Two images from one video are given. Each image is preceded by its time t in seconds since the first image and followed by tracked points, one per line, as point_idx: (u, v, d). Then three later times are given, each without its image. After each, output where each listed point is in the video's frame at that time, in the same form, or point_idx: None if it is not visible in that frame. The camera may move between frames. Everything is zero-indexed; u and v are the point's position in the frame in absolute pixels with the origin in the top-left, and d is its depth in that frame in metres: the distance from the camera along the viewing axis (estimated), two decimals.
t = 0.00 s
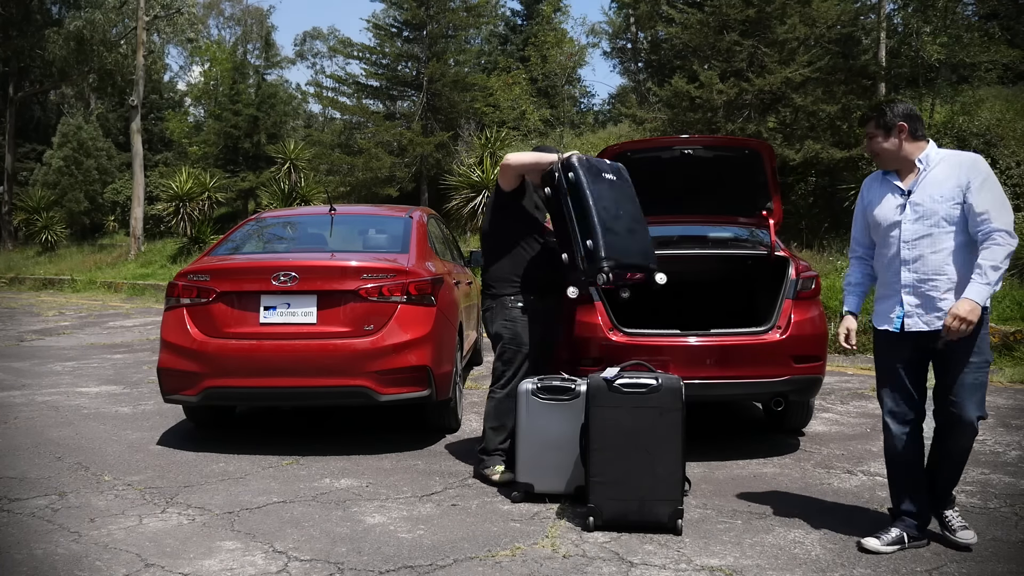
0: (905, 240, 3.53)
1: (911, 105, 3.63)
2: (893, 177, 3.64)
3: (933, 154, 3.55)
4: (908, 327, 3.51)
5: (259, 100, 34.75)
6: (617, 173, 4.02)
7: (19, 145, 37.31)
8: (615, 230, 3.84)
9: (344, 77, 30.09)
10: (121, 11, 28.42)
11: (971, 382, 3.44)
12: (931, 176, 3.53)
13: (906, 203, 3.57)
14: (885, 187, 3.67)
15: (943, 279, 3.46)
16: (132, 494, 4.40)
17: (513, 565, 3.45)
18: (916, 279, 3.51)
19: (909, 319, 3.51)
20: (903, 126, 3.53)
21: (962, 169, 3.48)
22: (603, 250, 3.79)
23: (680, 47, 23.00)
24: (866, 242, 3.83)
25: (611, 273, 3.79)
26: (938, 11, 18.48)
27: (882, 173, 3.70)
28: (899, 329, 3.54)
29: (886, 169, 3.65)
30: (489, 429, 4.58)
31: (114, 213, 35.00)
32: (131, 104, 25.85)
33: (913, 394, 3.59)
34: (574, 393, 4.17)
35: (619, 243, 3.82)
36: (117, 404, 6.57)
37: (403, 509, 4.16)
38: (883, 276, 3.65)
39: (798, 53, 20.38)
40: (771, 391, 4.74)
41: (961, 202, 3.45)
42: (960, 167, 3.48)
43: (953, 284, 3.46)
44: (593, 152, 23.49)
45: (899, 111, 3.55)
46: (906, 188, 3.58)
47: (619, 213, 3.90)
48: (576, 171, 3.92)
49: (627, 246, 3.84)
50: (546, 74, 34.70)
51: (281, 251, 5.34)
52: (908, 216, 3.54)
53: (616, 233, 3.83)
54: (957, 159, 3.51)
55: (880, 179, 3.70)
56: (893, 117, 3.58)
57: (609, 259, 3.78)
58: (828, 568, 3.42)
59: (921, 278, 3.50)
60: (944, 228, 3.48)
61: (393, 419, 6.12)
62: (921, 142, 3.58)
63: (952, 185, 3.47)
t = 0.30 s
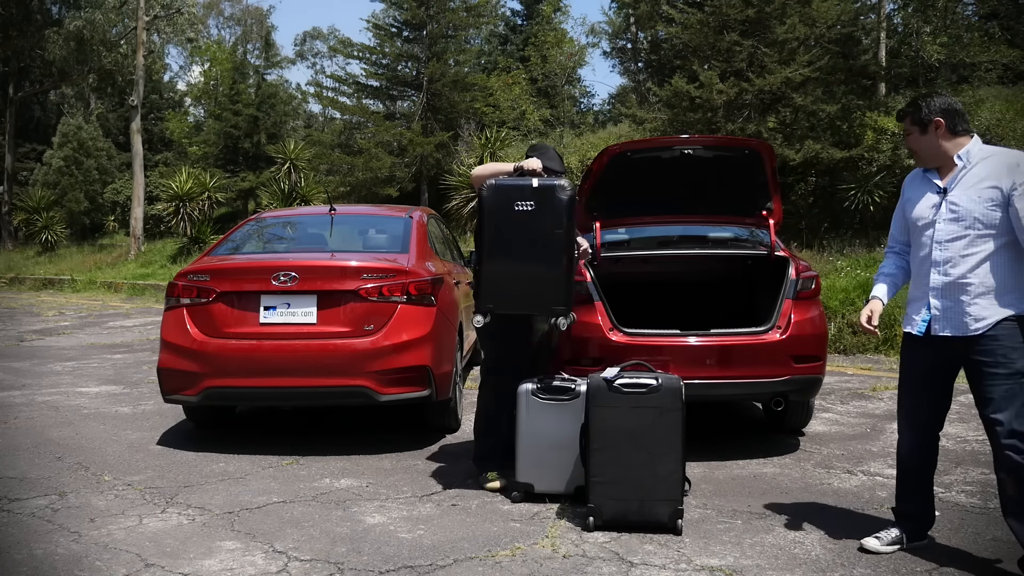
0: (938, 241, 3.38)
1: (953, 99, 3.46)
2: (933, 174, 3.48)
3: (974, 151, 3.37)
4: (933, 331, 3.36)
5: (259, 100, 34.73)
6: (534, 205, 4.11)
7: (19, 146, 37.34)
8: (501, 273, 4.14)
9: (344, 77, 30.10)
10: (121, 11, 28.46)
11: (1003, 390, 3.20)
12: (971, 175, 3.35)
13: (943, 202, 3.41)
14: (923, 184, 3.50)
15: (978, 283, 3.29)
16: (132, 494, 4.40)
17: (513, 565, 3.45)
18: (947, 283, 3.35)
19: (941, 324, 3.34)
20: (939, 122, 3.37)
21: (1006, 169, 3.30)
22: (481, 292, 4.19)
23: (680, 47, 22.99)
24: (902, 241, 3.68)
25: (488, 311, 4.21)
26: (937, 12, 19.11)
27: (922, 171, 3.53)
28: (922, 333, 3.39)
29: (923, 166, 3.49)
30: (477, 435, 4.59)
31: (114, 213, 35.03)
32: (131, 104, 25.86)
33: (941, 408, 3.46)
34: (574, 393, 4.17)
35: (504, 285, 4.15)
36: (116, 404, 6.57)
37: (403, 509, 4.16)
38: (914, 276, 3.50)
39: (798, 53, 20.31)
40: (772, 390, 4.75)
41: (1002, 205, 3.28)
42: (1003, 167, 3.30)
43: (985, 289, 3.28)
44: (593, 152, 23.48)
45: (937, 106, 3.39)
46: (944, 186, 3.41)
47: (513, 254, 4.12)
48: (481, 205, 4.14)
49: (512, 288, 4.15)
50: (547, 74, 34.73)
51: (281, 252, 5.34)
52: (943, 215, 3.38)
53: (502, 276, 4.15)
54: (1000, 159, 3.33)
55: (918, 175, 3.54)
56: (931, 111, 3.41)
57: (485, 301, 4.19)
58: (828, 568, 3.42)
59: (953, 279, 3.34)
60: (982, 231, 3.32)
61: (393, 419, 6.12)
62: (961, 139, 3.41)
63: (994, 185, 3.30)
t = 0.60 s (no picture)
0: (971, 238, 3.32)
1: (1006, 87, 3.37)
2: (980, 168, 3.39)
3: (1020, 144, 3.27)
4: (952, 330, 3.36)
5: (259, 100, 34.74)
6: (474, 275, 4.11)
7: (19, 145, 37.37)
8: (426, 331, 4.19)
9: (344, 77, 30.11)
10: (121, 11, 28.51)
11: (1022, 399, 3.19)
12: (1014, 171, 3.25)
13: (982, 198, 3.33)
14: (968, 174, 3.44)
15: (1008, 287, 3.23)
16: (132, 494, 4.40)
17: (513, 565, 3.45)
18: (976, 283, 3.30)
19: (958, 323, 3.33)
20: (986, 112, 3.31)
21: None
22: (406, 344, 4.25)
23: (679, 46, 22.97)
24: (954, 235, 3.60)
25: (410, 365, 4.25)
26: (938, 11, 17.48)
27: (972, 164, 3.44)
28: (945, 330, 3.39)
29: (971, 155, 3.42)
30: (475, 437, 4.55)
31: (114, 213, 35.05)
32: (131, 104, 25.85)
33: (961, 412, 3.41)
34: (574, 393, 4.17)
35: (427, 345, 4.19)
36: (116, 404, 6.57)
37: (404, 509, 4.17)
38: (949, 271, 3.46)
39: (798, 53, 20.42)
40: (775, 389, 4.75)
41: None
42: None
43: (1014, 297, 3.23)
44: (593, 152, 23.48)
45: (984, 96, 3.31)
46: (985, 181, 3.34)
47: (442, 318, 4.16)
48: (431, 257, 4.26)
49: (436, 348, 4.17)
50: (547, 74, 34.75)
51: (282, 252, 5.34)
52: (978, 211, 3.32)
53: (429, 333, 4.19)
54: None
55: (965, 165, 3.47)
56: (978, 101, 3.34)
57: (408, 354, 4.25)
58: (828, 568, 3.42)
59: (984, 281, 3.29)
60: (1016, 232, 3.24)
61: (393, 419, 6.13)
62: (1011, 133, 3.31)
63: None
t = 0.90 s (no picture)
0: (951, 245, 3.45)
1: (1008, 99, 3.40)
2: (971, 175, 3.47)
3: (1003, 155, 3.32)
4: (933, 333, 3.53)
5: (259, 100, 34.75)
6: (469, 357, 3.97)
7: (19, 145, 37.40)
8: (419, 416, 4.02)
9: (344, 77, 30.09)
10: (121, 11, 28.51)
11: (992, 398, 3.29)
12: (993, 181, 3.31)
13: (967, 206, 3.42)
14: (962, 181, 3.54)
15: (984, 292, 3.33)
16: (132, 494, 4.40)
17: (513, 565, 3.44)
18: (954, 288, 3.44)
19: (937, 324, 3.49)
20: (975, 121, 3.39)
21: None
22: (398, 429, 4.07)
23: (680, 46, 22.94)
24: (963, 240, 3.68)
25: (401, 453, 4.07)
26: (938, 11, 17.38)
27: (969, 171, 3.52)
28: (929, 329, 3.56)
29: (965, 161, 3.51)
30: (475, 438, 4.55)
31: (114, 213, 35.07)
32: (131, 104, 25.85)
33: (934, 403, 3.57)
34: (574, 393, 4.17)
35: (420, 430, 4.02)
36: (116, 404, 6.56)
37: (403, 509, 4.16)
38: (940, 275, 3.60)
39: (798, 53, 20.45)
40: (775, 389, 4.75)
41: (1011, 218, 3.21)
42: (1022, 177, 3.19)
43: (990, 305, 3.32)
44: (593, 152, 23.49)
45: (971, 106, 3.40)
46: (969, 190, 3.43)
47: (436, 402, 4.00)
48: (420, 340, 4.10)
49: (430, 434, 4.00)
50: (547, 74, 34.77)
51: (281, 252, 5.35)
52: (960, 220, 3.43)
53: (421, 419, 4.02)
54: None
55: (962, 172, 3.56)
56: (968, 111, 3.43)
57: (399, 440, 4.06)
58: (828, 568, 3.42)
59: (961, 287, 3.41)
60: (992, 240, 3.31)
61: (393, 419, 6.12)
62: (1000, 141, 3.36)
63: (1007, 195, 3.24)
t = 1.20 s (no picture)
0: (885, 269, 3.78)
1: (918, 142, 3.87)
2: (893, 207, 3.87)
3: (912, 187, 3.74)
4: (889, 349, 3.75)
5: (259, 100, 34.77)
6: (508, 396, 3.85)
7: (19, 145, 37.42)
8: (471, 465, 3.89)
9: (344, 77, 30.08)
10: (121, 11, 28.52)
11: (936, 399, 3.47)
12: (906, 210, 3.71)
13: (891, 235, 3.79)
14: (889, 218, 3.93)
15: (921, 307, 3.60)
16: (132, 494, 4.40)
17: (512, 565, 3.45)
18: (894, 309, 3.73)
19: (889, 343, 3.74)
20: (889, 160, 3.84)
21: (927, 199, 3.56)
22: (453, 484, 3.92)
23: (680, 46, 22.91)
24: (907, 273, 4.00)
25: (462, 504, 3.94)
26: (938, 11, 17.34)
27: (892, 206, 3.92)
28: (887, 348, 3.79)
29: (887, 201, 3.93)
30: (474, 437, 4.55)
31: (114, 213, 35.09)
32: (131, 104, 25.85)
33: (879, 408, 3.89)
34: (574, 393, 4.17)
35: (477, 479, 3.90)
36: (116, 404, 6.57)
37: (403, 509, 4.16)
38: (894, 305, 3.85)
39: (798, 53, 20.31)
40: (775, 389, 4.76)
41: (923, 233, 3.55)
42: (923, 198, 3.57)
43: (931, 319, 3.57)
44: (593, 152, 23.48)
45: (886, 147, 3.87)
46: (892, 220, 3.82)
47: (487, 448, 3.88)
48: (450, 392, 3.90)
49: (488, 482, 3.89)
50: (546, 74, 34.81)
51: (281, 252, 5.34)
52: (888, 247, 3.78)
53: (474, 469, 3.89)
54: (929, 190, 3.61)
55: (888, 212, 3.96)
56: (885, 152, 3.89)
57: (457, 494, 3.92)
58: (828, 568, 3.42)
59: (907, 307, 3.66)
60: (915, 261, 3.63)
61: (393, 419, 6.13)
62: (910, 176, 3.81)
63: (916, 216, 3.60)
